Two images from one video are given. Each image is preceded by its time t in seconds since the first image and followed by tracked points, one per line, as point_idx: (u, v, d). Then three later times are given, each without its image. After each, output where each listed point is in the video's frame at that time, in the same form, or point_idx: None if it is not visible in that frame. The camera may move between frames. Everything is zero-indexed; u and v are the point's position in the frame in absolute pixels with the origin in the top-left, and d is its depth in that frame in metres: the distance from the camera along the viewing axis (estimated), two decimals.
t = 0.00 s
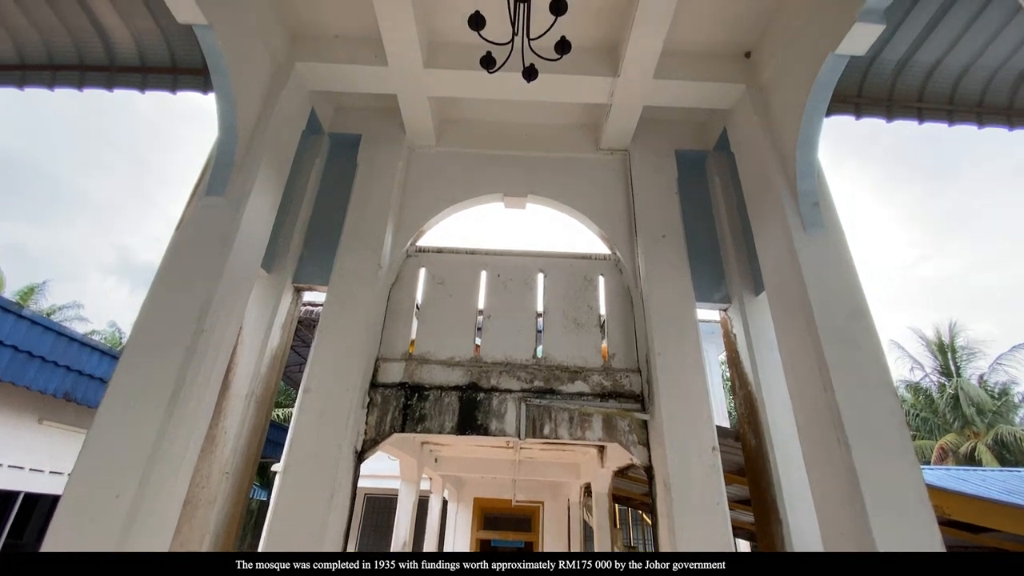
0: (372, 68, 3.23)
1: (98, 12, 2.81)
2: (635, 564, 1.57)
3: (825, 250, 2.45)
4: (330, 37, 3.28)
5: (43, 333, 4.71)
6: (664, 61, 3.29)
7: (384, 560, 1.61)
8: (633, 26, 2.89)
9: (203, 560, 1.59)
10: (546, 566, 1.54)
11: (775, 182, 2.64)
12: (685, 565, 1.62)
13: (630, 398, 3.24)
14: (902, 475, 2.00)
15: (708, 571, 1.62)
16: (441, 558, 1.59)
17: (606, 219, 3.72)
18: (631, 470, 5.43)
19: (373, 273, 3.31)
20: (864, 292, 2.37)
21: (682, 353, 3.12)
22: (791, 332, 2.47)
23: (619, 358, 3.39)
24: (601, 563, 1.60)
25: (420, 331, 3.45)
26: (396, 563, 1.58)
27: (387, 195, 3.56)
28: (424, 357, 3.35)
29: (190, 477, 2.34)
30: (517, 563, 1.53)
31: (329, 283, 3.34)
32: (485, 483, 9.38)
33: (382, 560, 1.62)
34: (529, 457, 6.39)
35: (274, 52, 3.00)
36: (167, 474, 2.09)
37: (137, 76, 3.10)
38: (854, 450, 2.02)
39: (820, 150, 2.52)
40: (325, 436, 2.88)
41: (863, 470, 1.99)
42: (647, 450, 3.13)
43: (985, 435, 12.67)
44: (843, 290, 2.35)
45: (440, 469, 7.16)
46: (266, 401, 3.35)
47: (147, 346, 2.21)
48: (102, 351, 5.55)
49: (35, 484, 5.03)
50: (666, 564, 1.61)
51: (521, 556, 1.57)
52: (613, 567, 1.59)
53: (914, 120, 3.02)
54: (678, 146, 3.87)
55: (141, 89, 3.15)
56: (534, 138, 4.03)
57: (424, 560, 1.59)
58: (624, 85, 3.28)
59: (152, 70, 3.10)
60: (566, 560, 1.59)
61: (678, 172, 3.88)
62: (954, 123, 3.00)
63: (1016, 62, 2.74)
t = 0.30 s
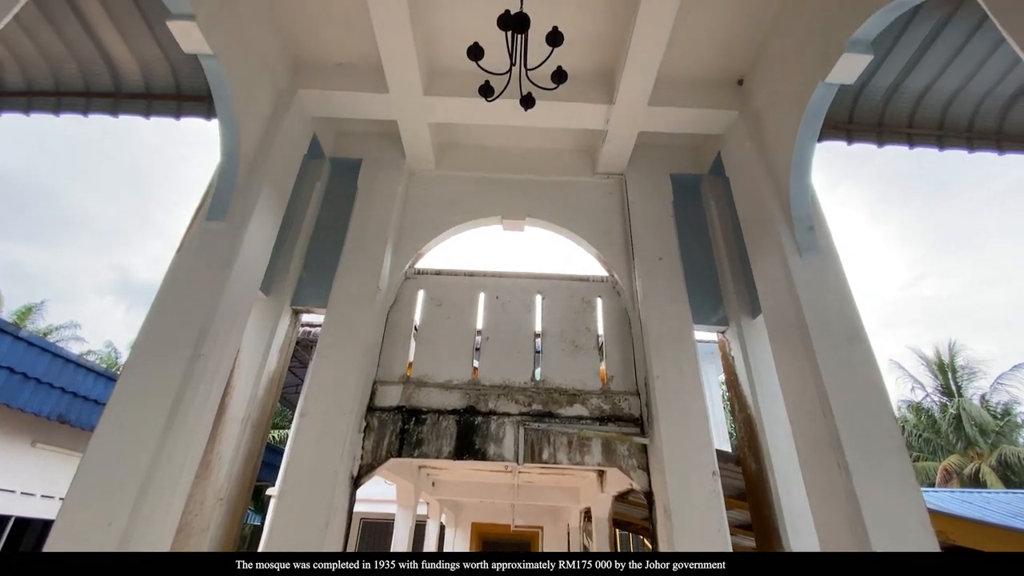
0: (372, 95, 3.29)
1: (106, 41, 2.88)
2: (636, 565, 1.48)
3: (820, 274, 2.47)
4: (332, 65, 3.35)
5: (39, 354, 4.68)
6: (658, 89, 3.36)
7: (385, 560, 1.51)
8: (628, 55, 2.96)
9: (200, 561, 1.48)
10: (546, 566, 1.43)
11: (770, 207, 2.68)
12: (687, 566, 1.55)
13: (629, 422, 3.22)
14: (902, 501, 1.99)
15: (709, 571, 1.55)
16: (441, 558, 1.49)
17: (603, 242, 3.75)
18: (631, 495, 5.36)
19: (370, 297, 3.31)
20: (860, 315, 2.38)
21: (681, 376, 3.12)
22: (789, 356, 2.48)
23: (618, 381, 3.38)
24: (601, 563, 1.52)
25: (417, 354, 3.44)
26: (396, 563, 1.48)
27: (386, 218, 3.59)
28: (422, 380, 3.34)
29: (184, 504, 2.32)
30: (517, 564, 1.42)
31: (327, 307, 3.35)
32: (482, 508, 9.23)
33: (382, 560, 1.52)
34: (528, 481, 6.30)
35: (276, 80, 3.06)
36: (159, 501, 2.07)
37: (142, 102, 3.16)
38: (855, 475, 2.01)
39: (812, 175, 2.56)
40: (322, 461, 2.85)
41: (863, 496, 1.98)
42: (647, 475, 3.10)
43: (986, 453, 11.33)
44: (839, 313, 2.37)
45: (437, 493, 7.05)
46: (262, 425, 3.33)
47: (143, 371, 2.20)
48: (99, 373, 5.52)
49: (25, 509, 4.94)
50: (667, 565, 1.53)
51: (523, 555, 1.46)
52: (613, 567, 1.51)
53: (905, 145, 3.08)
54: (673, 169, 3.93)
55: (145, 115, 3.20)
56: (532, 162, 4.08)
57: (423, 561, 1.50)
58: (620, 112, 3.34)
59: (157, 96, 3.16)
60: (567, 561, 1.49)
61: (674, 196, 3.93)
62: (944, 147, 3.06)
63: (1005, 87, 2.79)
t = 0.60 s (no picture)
0: (373, 119, 3.34)
1: (112, 68, 2.94)
2: (636, 563, 1.46)
3: (818, 296, 2.48)
4: (334, 90, 3.41)
5: (36, 376, 4.66)
6: (655, 113, 3.42)
7: (385, 560, 1.48)
8: (624, 81, 3.02)
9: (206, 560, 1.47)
10: (546, 566, 1.42)
11: (767, 229, 2.70)
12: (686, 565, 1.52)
13: (629, 444, 3.20)
14: (905, 525, 1.97)
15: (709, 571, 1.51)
16: (441, 558, 1.48)
17: (601, 264, 3.76)
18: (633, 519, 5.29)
19: (369, 318, 3.32)
20: (858, 337, 2.38)
21: (681, 398, 3.11)
22: (789, 378, 2.47)
23: (618, 403, 3.37)
24: (601, 564, 1.51)
25: (415, 377, 3.43)
26: (396, 562, 1.46)
27: (385, 240, 3.62)
28: (420, 403, 3.32)
29: (178, 532, 2.29)
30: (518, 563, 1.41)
31: (326, 330, 3.35)
32: (481, 532, 9.08)
33: (383, 559, 1.49)
34: (527, 505, 6.21)
35: (280, 106, 3.11)
36: (152, 527, 2.04)
37: (146, 127, 3.20)
38: (857, 500, 2.00)
39: (807, 199, 2.59)
40: (319, 486, 2.82)
41: (866, 520, 1.96)
42: (648, 499, 3.06)
43: (992, 472, 10.65)
44: (837, 335, 2.37)
45: (434, 518, 6.94)
46: (259, 448, 3.29)
47: (140, 394, 2.19)
48: (96, 395, 5.46)
49: (16, 534, 4.85)
50: (667, 564, 1.51)
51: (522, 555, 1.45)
52: (613, 567, 1.49)
53: (897, 168, 3.13)
54: (669, 192, 3.97)
55: (149, 139, 3.24)
56: (530, 185, 4.12)
57: (424, 560, 1.48)
58: (617, 136, 3.39)
59: (161, 121, 3.20)
60: (567, 560, 1.47)
61: (671, 218, 3.96)
62: (936, 170, 3.11)
63: (994, 111, 2.83)
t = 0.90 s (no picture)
0: (374, 142, 3.39)
1: (119, 92, 2.99)
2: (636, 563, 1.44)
3: (817, 317, 2.49)
4: (336, 114, 3.46)
5: (31, 397, 4.63)
6: (652, 136, 3.47)
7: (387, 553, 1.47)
8: (621, 106, 3.08)
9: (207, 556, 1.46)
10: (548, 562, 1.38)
11: (765, 250, 2.72)
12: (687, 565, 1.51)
13: (630, 467, 3.17)
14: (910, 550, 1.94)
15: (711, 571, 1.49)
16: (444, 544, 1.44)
17: (601, 284, 3.78)
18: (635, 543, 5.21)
19: (369, 339, 3.32)
20: (858, 358, 2.38)
21: (682, 419, 3.09)
22: (789, 400, 2.47)
23: (618, 425, 3.34)
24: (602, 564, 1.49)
25: (415, 398, 3.42)
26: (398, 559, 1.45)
27: (386, 261, 3.64)
28: (419, 425, 3.29)
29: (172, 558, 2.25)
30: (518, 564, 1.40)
31: (325, 351, 3.35)
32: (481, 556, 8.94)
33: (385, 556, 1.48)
34: (528, 529, 6.11)
35: (283, 129, 3.16)
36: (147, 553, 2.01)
37: (150, 149, 3.24)
38: (861, 524, 1.98)
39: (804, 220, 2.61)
40: (316, 510, 2.79)
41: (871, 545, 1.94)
42: (650, 523, 3.02)
43: (997, 492, 10.42)
44: (838, 356, 2.37)
45: (433, 542, 6.83)
46: (256, 471, 3.25)
47: (138, 417, 2.18)
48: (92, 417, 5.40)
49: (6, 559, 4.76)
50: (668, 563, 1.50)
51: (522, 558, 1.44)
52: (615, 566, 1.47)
53: (892, 189, 3.16)
54: (667, 212, 4.01)
55: (153, 161, 3.27)
56: (529, 206, 4.16)
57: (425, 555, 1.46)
58: (615, 158, 3.43)
59: (165, 143, 3.24)
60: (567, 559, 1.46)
61: (670, 238, 3.99)
62: (931, 191, 3.14)
63: (985, 134, 2.88)
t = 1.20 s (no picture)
0: (375, 165, 3.42)
1: (123, 115, 3.02)
2: None
3: (815, 337, 2.49)
4: (337, 136, 3.50)
5: (24, 417, 4.60)
6: (650, 158, 3.51)
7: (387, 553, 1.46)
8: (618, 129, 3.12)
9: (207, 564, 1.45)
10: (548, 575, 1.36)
11: (762, 271, 2.74)
12: None
13: (631, 490, 3.13)
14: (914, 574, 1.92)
15: None
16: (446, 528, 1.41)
17: (599, 304, 3.78)
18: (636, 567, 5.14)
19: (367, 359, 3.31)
20: (857, 380, 2.38)
21: (682, 441, 3.07)
22: (790, 420, 2.45)
23: (618, 447, 3.31)
24: None
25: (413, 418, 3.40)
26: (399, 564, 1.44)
27: (385, 281, 3.65)
28: (416, 447, 3.26)
29: None
30: None
31: (323, 372, 3.33)
32: None
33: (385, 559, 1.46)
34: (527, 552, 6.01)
35: (284, 152, 3.20)
36: None
37: (153, 171, 3.26)
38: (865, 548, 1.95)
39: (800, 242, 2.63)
40: (312, 534, 2.75)
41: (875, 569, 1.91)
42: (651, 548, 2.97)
43: (1003, 513, 10.26)
44: (837, 377, 2.37)
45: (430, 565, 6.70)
46: (250, 495, 3.20)
47: (133, 439, 2.16)
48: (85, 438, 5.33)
49: None
50: None
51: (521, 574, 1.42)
52: None
53: (886, 211, 3.19)
54: (665, 232, 4.04)
55: (155, 183, 3.29)
56: (528, 226, 4.19)
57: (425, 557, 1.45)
58: (612, 180, 3.46)
59: (167, 165, 3.26)
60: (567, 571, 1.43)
61: (667, 258, 4.01)
62: (925, 213, 3.16)
63: (976, 157, 2.91)
